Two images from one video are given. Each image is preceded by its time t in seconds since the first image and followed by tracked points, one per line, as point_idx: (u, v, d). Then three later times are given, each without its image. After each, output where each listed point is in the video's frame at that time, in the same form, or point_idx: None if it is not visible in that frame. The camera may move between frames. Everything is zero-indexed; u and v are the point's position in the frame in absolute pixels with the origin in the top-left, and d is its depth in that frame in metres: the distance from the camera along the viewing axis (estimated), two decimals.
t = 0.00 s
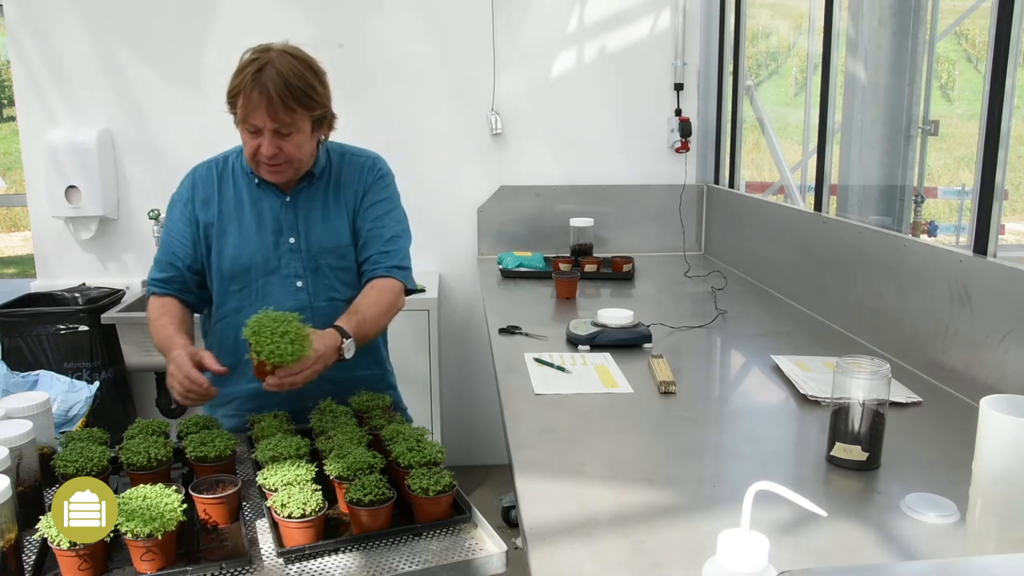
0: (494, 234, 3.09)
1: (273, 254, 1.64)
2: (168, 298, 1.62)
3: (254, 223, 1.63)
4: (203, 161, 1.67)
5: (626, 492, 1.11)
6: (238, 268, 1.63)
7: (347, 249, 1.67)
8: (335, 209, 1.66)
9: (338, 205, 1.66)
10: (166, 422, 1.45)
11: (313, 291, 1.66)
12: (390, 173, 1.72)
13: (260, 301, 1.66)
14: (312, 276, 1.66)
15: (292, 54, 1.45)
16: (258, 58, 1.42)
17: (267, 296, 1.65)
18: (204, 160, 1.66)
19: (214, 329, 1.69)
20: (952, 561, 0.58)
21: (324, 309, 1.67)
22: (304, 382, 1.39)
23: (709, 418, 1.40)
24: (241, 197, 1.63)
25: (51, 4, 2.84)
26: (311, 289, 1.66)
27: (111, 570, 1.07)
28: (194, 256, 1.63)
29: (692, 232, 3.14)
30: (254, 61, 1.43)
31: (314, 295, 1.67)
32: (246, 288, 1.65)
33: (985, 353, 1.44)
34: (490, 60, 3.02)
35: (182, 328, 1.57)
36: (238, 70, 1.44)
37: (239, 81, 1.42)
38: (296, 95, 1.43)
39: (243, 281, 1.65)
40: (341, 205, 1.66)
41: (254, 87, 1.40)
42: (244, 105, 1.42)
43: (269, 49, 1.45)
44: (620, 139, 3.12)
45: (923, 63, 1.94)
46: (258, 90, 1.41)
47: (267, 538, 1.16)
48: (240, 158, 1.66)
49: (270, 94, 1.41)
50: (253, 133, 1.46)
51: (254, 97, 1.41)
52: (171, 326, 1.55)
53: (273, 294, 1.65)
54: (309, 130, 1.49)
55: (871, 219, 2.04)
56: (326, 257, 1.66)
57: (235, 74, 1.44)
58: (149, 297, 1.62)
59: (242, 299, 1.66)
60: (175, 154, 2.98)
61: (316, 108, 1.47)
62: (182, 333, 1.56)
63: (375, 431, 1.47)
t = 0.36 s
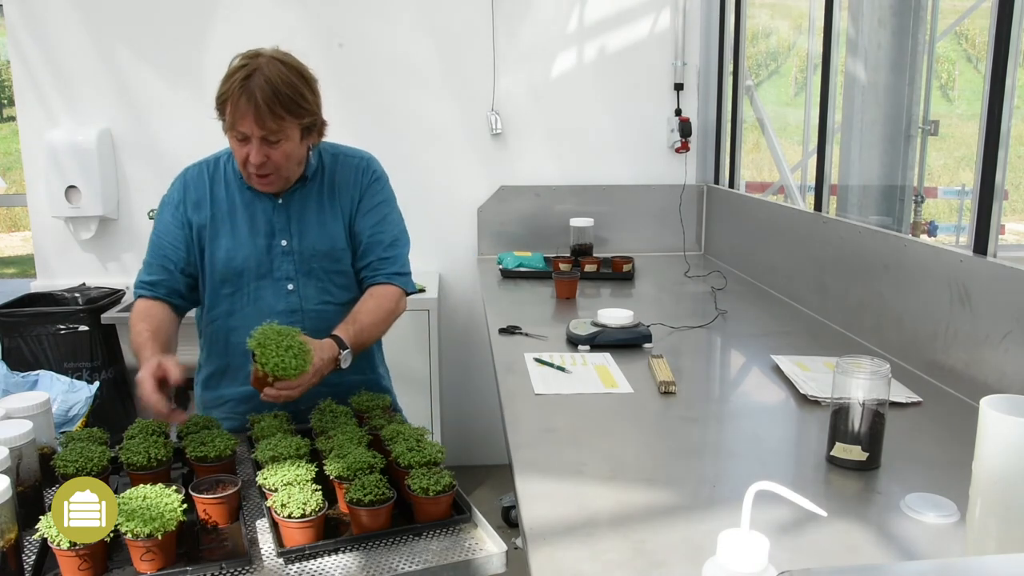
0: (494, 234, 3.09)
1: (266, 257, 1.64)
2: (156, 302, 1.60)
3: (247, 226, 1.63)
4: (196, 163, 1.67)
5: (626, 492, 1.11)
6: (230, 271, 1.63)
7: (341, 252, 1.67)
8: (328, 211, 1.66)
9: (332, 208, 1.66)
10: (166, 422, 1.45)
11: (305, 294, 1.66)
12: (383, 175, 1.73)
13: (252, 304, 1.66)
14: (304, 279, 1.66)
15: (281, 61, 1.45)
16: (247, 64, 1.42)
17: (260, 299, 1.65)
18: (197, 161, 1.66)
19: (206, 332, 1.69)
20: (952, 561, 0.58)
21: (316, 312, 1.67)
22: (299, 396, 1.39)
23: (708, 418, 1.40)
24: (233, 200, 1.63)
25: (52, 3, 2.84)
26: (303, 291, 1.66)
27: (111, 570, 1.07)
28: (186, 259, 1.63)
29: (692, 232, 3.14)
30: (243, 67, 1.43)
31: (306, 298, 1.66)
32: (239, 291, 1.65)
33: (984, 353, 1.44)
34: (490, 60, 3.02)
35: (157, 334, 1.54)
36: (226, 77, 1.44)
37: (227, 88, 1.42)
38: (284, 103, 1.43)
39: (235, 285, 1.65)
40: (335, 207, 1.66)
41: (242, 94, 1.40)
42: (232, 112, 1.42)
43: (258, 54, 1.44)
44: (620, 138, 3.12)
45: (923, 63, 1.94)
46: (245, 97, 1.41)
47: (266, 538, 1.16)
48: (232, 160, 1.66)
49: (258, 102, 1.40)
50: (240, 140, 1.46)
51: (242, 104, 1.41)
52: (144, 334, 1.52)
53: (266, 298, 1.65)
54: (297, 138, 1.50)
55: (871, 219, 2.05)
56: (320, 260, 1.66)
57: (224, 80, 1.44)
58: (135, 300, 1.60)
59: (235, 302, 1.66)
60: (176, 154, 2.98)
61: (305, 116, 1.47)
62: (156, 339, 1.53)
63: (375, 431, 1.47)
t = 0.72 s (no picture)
0: (494, 234, 3.09)
1: (266, 267, 1.64)
2: (153, 316, 1.57)
3: (246, 237, 1.62)
4: (185, 173, 1.64)
5: (626, 492, 1.11)
6: (230, 283, 1.63)
7: (341, 260, 1.68)
8: (328, 220, 1.66)
9: (331, 215, 1.67)
10: (166, 422, 1.45)
11: (306, 303, 1.67)
12: (377, 179, 1.73)
13: (253, 314, 1.66)
14: (305, 288, 1.67)
15: (275, 75, 1.44)
16: (241, 78, 1.42)
17: (261, 309, 1.66)
18: (188, 172, 1.63)
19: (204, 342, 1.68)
20: (953, 561, 0.58)
21: (317, 319, 1.68)
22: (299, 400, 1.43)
23: (709, 418, 1.40)
24: (229, 211, 1.62)
25: (51, 3, 2.84)
26: (303, 300, 1.67)
27: (111, 570, 1.07)
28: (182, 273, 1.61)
29: (692, 232, 3.14)
30: (237, 81, 1.42)
31: (307, 307, 1.67)
32: (239, 303, 1.65)
33: (984, 353, 1.44)
34: (490, 60, 3.02)
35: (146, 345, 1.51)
36: (220, 91, 1.43)
37: (221, 102, 1.41)
38: (278, 117, 1.42)
39: (235, 298, 1.64)
40: (334, 214, 1.67)
41: (236, 108, 1.40)
42: (226, 126, 1.41)
43: (252, 68, 1.44)
44: (620, 138, 3.12)
45: (923, 63, 1.94)
46: (239, 112, 1.40)
47: (266, 539, 1.16)
48: (224, 170, 1.63)
49: (252, 116, 1.40)
50: (234, 155, 1.45)
51: (236, 118, 1.40)
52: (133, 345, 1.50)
53: (267, 309, 1.66)
54: (292, 152, 1.49)
55: (871, 219, 2.05)
56: (320, 268, 1.67)
57: (217, 94, 1.43)
58: (130, 315, 1.56)
59: (235, 314, 1.66)
60: (176, 153, 2.98)
61: (300, 131, 1.47)
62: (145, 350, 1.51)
63: (375, 431, 1.47)
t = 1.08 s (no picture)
0: (494, 234, 3.09)
1: (263, 268, 1.64)
2: (145, 306, 1.62)
3: (242, 238, 1.63)
4: (183, 172, 1.65)
5: (626, 492, 1.11)
6: (225, 283, 1.63)
7: (338, 263, 1.67)
8: (326, 222, 1.66)
9: (330, 218, 1.66)
10: (166, 422, 1.45)
11: (302, 305, 1.67)
12: (378, 184, 1.73)
13: (248, 315, 1.66)
14: (301, 290, 1.67)
15: (280, 73, 1.43)
16: (246, 78, 1.41)
17: (257, 309, 1.66)
18: (185, 171, 1.64)
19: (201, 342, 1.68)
20: (953, 561, 0.58)
21: (314, 322, 1.68)
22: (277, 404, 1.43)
23: (709, 418, 1.40)
24: (226, 211, 1.63)
25: (51, 4, 2.84)
26: (299, 301, 1.67)
27: (111, 570, 1.07)
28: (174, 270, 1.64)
29: (692, 232, 3.14)
30: (241, 81, 1.41)
31: (303, 309, 1.67)
32: (235, 303, 1.65)
33: (984, 353, 1.44)
34: (490, 60, 3.02)
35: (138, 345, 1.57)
36: (224, 92, 1.42)
37: (227, 103, 1.40)
38: (287, 117, 1.41)
39: (231, 298, 1.65)
40: (333, 217, 1.67)
41: (244, 109, 1.39)
42: (235, 127, 1.40)
43: (256, 67, 1.43)
44: (620, 138, 3.12)
45: (923, 63, 1.94)
46: (248, 113, 1.39)
47: (266, 539, 1.16)
48: (222, 169, 1.63)
49: (261, 117, 1.39)
50: (243, 155, 1.45)
51: (245, 119, 1.39)
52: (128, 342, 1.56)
53: (263, 309, 1.66)
54: (300, 148, 1.49)
55: (871, 219, 2.05)
56: (317, 271, 1.67)
57: (222, 95, 1.42)
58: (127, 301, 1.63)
59: (231, 315, 1.66)
60: (176, 153, 2.98)
61: (308, 127, 1.47)
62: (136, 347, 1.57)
63: (375, 431, 1.47)
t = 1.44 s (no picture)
0: (494, 234, 3.09)
1: (257, 271, 1.64)
2: (151, 323, 1.59)
3: (237, 240, 1.63)
4: (181, 176, 1.65)
5: (626, 492, 1.11)
6: (220, 287, 1.63)
7: (331, 265, 1.67)
8: (320, 224, 1.66)
9: (324, 219, 1.66)
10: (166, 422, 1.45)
11: (296, 307, 1.67)
12: (374, 184, 1.73)
13: (243, 317, 1.66)
14: (294, 293, 1.67)
15: (257, 74, 1.43)
16: (221, 78, 1.41)
17: (251, 312, 1.66)
18: (182, 175, 1.63)
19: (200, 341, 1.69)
20: (952, 561, 0.58)
21: (307, 324, 1.68)
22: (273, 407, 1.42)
23: (709, 418, 1.40)
24: (221, 215, 1.63)
25: (51, 3, 2.84)
26: (293, 304, 1.67)
27: (111, 571, 1.07)
28: (179, 274, 1.62)
29: (692, 232, 3.14)
30: (217, 81, 1.41)
31: (296, 312, 1.67)
32: (231, 305, 1.66)
33: (984, 353, 1.44)
34: (490, 60, 3.02)
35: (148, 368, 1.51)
36: (202, 92, 1.43)
37: (202, 103, 1.41)
38: (259, 117, 1.41)
39: (226, 300, 1.65)
40: (327, 219, 1.67)
41: (215, 109, 1.39)
42: (207, 127, 1.41)
43: (234, 67, 1.43)
44: (620, 138, 3.12)
45: (923, 63, 1.94)
46: (219, 112, 1.39)
47: (266, 539, 1.16)
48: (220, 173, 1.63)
49: (231, 117, 1.39)
50: (218, 156, 1.45)
51: (216, 119, 1.40)
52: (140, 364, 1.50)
53: (257, 312, 1.66)
54: (277, 150, 1.48)
55: (871, 219, 2.05)
56: (310, 273, 1.67)
57: (199, 95, 1.43)
58: (129, 319, 1.59)
59: (228, 316, 1.67)
60: (176, 153, 2.98)
61: (284, 129, 1.46)
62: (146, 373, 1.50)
63: (375, 431, 1.47)
